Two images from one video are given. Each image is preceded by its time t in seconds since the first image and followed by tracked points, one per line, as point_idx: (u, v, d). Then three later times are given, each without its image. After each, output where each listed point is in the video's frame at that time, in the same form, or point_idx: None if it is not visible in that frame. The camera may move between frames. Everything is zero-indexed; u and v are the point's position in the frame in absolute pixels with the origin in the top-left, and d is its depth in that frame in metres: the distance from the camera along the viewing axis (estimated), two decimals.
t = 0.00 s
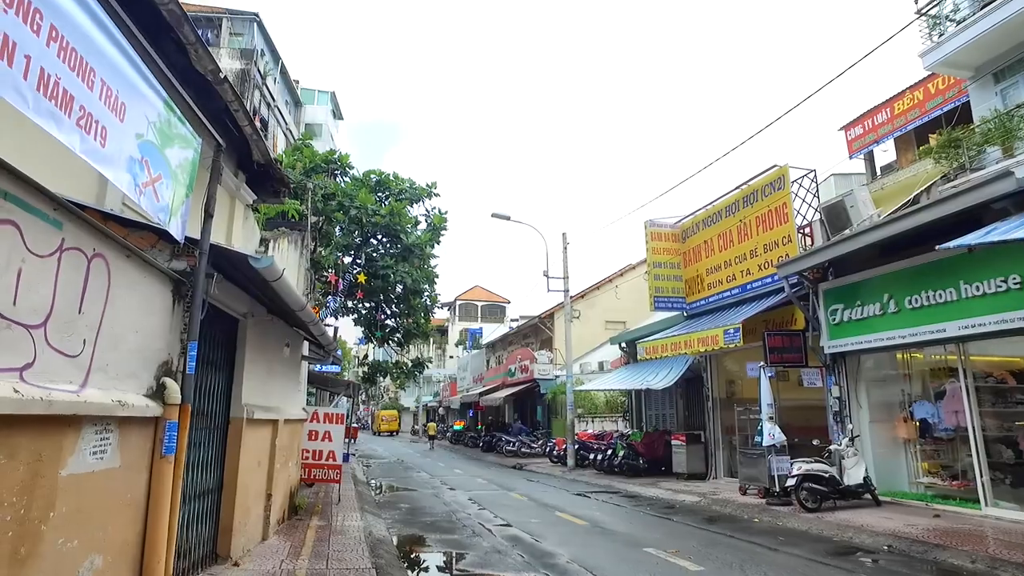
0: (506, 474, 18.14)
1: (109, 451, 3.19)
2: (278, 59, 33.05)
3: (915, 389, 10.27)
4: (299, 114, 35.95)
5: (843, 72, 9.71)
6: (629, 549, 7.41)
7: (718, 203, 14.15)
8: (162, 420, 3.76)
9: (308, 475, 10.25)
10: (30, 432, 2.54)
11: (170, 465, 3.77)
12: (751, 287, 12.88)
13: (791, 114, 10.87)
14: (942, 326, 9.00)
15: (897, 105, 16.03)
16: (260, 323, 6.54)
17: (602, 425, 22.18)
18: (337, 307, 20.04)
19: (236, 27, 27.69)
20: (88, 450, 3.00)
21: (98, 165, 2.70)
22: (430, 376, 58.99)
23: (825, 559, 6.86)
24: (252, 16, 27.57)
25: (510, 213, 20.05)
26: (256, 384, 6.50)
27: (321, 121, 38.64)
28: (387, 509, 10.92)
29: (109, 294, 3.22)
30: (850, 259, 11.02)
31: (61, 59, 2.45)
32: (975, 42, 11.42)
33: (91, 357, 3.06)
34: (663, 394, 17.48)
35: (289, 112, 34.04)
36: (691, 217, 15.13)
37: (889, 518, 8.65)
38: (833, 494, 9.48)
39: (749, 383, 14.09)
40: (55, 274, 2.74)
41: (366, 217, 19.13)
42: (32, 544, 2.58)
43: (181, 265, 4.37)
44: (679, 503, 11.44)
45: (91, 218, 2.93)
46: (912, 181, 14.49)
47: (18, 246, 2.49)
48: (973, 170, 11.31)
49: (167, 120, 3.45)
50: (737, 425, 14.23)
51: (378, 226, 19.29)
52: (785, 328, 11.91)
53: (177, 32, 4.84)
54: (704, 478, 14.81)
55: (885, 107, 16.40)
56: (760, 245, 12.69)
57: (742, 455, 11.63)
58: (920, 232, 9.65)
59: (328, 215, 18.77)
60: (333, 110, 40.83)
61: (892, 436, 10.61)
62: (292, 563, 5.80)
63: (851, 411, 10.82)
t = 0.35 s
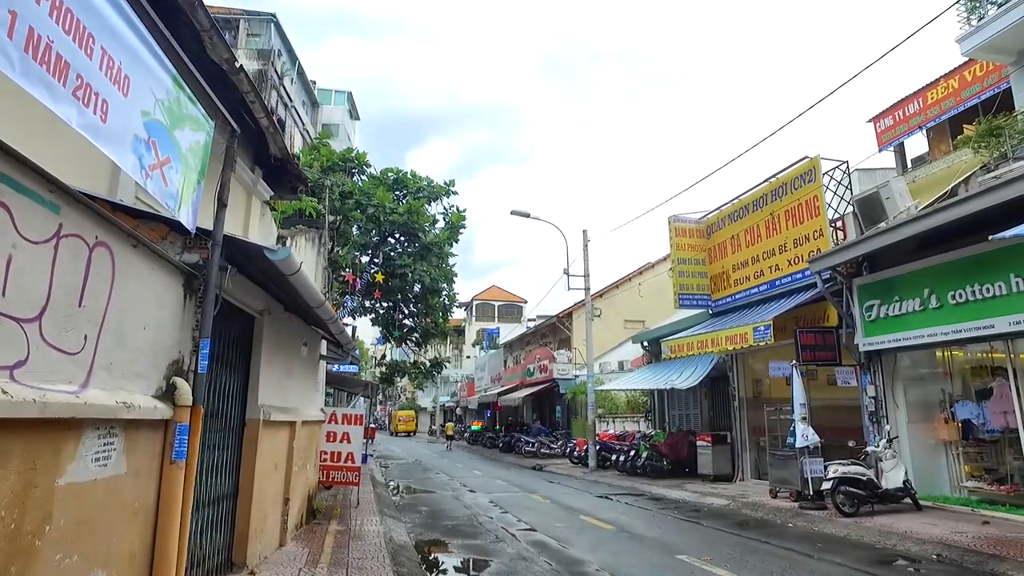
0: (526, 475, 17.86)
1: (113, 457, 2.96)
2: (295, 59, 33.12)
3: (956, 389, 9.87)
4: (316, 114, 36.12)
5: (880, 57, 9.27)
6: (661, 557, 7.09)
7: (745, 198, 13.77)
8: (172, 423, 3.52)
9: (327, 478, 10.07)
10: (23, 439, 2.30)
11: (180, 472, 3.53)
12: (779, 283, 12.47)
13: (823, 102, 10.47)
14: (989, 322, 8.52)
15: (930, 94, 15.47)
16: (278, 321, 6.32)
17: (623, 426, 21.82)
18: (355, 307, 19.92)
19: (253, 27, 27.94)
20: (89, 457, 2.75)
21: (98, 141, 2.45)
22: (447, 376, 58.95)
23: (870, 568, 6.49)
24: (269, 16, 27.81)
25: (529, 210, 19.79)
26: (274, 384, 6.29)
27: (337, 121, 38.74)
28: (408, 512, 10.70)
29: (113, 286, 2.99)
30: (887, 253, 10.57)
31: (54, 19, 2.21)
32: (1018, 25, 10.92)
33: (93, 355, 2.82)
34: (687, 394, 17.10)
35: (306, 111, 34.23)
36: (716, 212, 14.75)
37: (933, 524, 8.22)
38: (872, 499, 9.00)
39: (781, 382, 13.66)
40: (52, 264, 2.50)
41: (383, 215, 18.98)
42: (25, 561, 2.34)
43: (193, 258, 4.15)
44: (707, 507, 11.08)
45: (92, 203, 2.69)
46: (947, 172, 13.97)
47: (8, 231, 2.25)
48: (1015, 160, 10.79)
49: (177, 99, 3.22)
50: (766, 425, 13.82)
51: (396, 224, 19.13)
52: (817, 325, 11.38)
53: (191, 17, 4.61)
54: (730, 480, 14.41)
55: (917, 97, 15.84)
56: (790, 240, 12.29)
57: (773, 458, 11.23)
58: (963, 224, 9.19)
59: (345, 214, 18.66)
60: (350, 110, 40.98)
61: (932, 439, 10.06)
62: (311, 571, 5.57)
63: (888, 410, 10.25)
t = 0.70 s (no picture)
0: (533, 475, 17.60)
1: (92, 456, 2.71)
2: (299, 56, 33.00)
3: (978, 386, 9.56)
4: (320, 113, 36.02)
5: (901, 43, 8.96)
6: (677, 560, 6.81)
7: (757, 192, 13.48)
8: (161, 419, 3.27)
9: (330, 478, 9.83)
10: None
11: (169, 472, 3.28)
12: (793, 278, 12.17)
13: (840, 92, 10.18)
14: (1014, 316, 8.16)
15: (947, 86, 15.12)
16: (278, 313, 6.08)
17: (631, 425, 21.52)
18: (360, 305, 19.70)
19: (256, 25, 27.98)
20: (64, 455, 2.50)
21: (68, 102, 2.20)
22: (452, 376, 58.74)
23: (898, 573, 6.19)
24: (273, 13, 27.98)
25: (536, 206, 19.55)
26: (274, 380, 6.05)
27: (342, 119, 38.59)
28: (413, 513, 10.45)
29: (93, 268, 2.74)
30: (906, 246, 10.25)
31: None
32: None
33: (70, 342, 2.57)
34: (697, 392, 16.80)
35: (310, 110, 34.14)
36: (727, 207, 14.46)
37: (959, 525, 7.91)
38: (893, 500, 8.64)
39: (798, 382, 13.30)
40: (20, 239, 2.25)
41: (388, 211, 18.75)
42: None
43: (186, 243, 3.89)
44: (720, 508, 10.78)
45: (67, 173, 2.43)
46: (964, 165, 13.64)
47: None
48: None
49: (165, 66, 2.96)
50: (779, 424, 13.52)
51: (401, 221, 18.90)
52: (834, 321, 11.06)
53: None
54: (742, 480, 14.11)
55: (933, 89, 15.48)
56: (804, 234, 12.00)
57: (788, 457, 10.94)
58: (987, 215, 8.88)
59: (349, 211, 18.46)
60: (354, 109, 40.86)
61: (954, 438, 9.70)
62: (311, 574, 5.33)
63: (907, 409, 9.93)
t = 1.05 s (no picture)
0: (538, 477, 17.29)
1: (47, 468, 2.40)
2: (302, 54, 32.79)
3: (1002, 387, 9.11)
4: (322, 111, 35.82)
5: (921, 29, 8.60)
6: (692, 569, 6.47)
7: (768, 187, 13.14)
8: (134, 425, 2.96)
9: (329, 482, 9.53)
10: None
11: (144, 484, 2.96)
12: (806, 276, 11.82)
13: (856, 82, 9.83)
14: None
15: (962, 79, 14.68)
16: (272, 311, 5.78)
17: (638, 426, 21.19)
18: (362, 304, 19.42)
19: (258, 22, 27.77)
20: (12, 467, 2.19)
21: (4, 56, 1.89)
22: (456, 376, 58.47)
23: None
24: (274, 11, 27.81)
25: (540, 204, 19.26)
26: (267, 381, 5.74)
27: (344, 117, 38.40)
28: (416, 518, 10.15)
29: (48, 255, 2.42)
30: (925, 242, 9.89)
31: None
32: None
33: (19, 339, 2.26)
34: (705, 393, 16.46)
35: (312, 108, 33.94)
36: (737, 203, 14.12)
37: (986, 533, 7.55)
38: (915, 506, 8.28)
39: (814, 383, 12.97)
40: None
41: (390, 209, 18.45)
42: None
43: (164, 233, 3.57)
44: (732, 512, 10.44)
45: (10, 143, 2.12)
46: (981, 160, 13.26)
47: None
48: None
49: (133, 32, 2.66)
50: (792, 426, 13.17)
51: (404, 219, 18.62)
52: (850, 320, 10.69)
53: None
54: (753, 483, 13.77)
55: (947, 82, 15.03)
56: (818, 230, 11.64)
57: (802, 460, 10.59)
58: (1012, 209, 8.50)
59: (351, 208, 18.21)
60: (356, 107, 40.66)
61: (977, 441, 9.32)
62: None
63: (927, 410, 9.59)
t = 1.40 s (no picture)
0: (550, 478, 17.01)
1: (18, 471, 2.14)
2: (308, 52, 32.67)
3: None
4: (328, 110, 35.68)
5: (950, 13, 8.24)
6: None
7: (785, 180, 12.79)
8: (123, 423, 2.69)
9: (337, 483, 9.29)
10: None
11: (133, 489, 2.69)
12: (826, 271, 11.47)
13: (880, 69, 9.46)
14: None
15: (986, 69, 14.15)
16: (276, 304, 5.51)
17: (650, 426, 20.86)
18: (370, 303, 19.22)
19: (265, 20, 27.67)
20: None
21: None
22: (464, 376, 58.30)
23: None
24: (281, 9, 27.71)
25: (551, 200, 18.96)
26: (272, 378, 5.48)
27: (351, 116, 38.25)
28: (426, 520, 9.88)
29: (18, 232, 2.15)
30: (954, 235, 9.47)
31: None
32: None
33: None
34: (720, 392, 16.11)
35: (319, 106, 33.84)
36: (753, 198, 13.77)
37: None
38: (947, 509, 7.90)
39: (835, 382, 12.67)
40: None
41: (398, 206, 18.21)
42: None
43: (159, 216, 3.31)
44: (752, 515, 10.11)
45: None
46: (1007, 152, 12.85)
47: None
48: None
49: None
50: (812, 425, 12.83)
51: (412, 216, 18.38)
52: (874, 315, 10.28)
53: None
54: (770, 484, 13.41)
55: (970, 72, 14.48)
56: (839, 223, 11.29)
57: (823, 460, 10.25)
58: None
59: (359, 206, 18.00)
60: (364, 106, 40.54)
61: (1010, 440, 8.81)
62: None
63: (957, 409, 9.18)
